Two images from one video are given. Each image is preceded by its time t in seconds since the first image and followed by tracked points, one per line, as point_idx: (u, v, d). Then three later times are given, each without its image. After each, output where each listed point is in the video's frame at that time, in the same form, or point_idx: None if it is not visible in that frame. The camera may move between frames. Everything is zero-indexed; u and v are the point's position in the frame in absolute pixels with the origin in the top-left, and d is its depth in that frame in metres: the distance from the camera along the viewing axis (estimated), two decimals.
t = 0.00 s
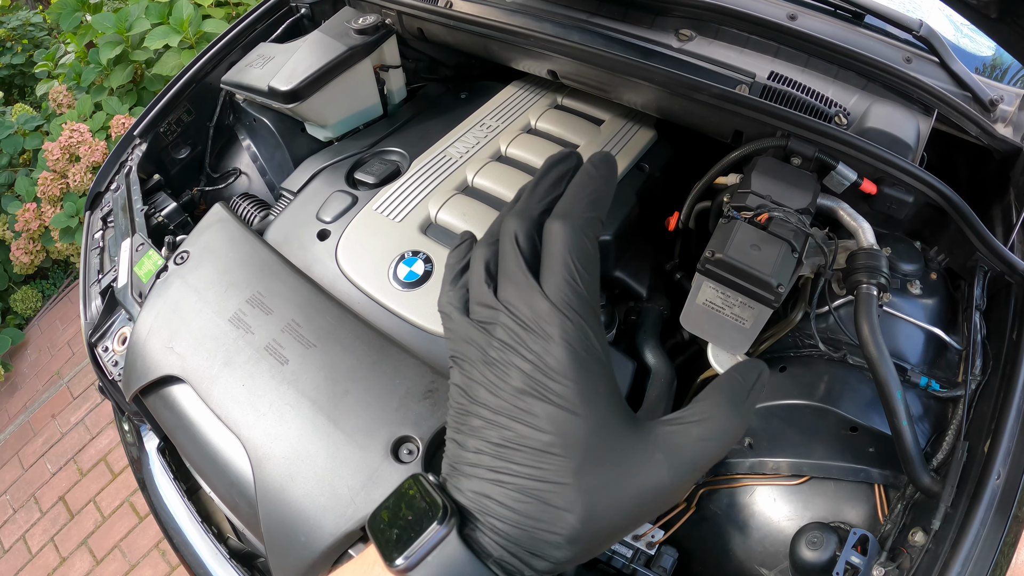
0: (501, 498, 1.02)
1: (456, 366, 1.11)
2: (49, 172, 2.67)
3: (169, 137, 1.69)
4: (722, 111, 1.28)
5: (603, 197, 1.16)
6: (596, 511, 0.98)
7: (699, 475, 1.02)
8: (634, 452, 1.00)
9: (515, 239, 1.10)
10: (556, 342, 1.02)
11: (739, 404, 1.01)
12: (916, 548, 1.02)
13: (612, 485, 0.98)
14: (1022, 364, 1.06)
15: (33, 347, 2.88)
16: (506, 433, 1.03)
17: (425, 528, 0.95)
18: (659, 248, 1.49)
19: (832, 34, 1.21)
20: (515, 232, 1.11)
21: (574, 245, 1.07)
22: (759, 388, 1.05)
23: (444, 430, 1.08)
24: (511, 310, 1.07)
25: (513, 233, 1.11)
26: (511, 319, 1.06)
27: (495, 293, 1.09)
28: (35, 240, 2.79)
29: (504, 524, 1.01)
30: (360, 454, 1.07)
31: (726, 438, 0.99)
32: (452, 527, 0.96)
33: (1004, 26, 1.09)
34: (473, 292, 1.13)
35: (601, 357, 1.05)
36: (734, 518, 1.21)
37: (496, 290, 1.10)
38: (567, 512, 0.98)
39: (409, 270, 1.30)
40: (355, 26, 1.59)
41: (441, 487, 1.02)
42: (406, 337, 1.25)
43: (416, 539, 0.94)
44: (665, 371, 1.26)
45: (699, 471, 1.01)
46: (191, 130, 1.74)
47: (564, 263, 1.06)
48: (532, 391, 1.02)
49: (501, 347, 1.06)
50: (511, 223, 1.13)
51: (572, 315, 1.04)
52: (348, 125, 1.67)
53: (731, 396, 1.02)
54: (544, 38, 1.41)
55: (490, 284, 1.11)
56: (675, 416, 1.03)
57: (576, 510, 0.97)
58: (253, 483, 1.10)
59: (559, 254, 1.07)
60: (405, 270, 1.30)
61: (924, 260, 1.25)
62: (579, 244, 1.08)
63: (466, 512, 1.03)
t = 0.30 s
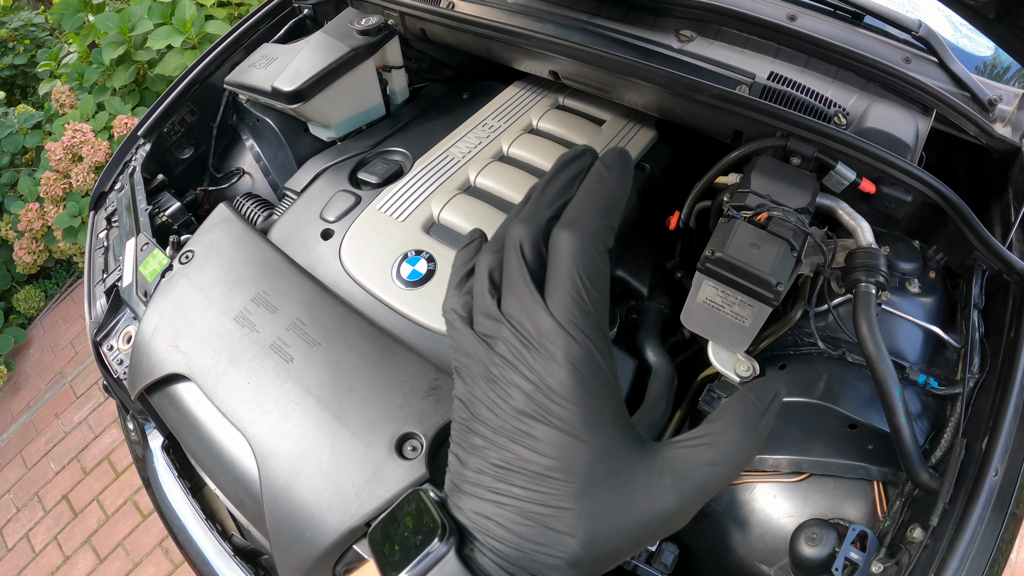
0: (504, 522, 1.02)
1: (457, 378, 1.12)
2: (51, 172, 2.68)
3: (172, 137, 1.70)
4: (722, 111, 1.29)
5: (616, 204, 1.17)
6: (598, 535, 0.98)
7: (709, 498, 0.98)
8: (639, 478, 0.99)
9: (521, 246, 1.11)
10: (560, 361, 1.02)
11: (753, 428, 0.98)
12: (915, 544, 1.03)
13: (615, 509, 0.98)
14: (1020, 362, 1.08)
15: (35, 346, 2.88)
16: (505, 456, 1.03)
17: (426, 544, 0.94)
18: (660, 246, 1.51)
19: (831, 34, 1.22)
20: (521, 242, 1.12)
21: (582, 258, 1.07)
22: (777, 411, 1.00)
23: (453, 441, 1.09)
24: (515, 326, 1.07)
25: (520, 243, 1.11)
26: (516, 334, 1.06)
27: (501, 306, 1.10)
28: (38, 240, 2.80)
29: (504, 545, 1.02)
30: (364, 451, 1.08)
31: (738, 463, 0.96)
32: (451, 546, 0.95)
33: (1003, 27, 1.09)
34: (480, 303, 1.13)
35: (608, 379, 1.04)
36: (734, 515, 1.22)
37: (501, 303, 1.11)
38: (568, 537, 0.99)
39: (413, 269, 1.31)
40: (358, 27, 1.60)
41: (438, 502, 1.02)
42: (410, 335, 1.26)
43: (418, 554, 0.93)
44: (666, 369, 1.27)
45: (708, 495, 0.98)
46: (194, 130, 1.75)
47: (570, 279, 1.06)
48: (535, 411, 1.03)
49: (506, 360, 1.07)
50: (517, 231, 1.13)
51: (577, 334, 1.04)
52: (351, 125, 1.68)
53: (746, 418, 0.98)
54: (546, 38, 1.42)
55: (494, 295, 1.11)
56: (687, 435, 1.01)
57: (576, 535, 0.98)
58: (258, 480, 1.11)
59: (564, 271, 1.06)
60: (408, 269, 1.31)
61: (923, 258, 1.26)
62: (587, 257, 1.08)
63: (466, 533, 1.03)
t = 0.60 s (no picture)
0: (507, 472, 1.02)
1: (474, 361, 1.13)
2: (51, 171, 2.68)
3: (172, 135, 1.70)
4: (725, 108, 1.29)
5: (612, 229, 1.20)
6: (590, 485, 0.99)
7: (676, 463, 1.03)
8: (620, 434, 1.02)
9: (537, 259, 1.15)
10: (564, 342, 1.06)
11: (712, 406, 1.02)
12: (919, 544, 1.02)
13: (602, 462, 1.00)
14: None
15: (36, 345, 2.88)
16: (516, 416, 1.05)
17: (440, 494, 0.94)
18: (662, 244, 1.50)
19: (835, 30, 1.21)
20: (536, 252, 1.16)
21: (586, 271, 1.12)
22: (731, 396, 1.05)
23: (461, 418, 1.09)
24: (525, 313, 1.10)
25: (535, 254, 1.15)
26: (527, 322, 1.10)
27: (515, 304, 1.12)
28: (39, 239, 2.80)
29: (507, 494, 1.02)
30: (365, 450, 1.07)
31: (699, 435, 1.00)
32: (464, 496, 0.95)
33: (1008, 23, 1.07)
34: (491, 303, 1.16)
35: (600, 357, 1.08)
36: (737, 515, 1.21)
37: (516, 299, 1.13)
38: (563, 486, 1.00)
39: (413, 266, 1.30)
40: (358, 24, 1.60)
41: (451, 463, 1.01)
42: (410, 333, 1.25)
43: (430, 507, 0.93)
44: (668, 367, 1.27)
45: (674, 461, 1.02)
46: (195, 128, 1.74)
47: (575, 280, 1.10)
48: (540, 381, 1.06)
49: (516, 347, 1.09)
50: (532, 246, 1.18)
51: (581, 320, 1.08)
52: (352, 123, 1.68)
53: (705, 395, 1.03)
54: (547, 35, 1.42)
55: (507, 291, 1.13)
56: (656, 408, 1.05)
57: (571, 484, 0.99)
58: (258, 479, 1.10)
59: (571, 272, 1.11)
60: (409, 267, 1.30)
61: (927, 256, 1.25)
62: (589, 266, 1.13)
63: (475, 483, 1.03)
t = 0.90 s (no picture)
0: (515, 495, 1.03)
1: (479, 362, 1.13)
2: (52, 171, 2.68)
3: (173, 135, 1.70)
4: (725, 107, 1.29)
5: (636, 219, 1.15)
6: (602, 513, 0.99)
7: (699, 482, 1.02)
8: (641, 459, 1.01)
9: (552, 252, 1.10)
10: (581, 356, 1.03)
11: (741, 421, 1.00)
12: (919, 544, 1.02)
13: (618, 489, 1.00)
14: None
15: (37, 345, 2.89)
16: (523, 436, 1.04)
17: (444, 516, 0.95)
18: (663, 244, 1.50)
19: (835, 30, 1.21)
20: (552, 245, 1.11)
21: (608, 268, 1.07)
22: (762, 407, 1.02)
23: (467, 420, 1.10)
24: (536, 319, 1.07)
25: (551, 245, 1.11)
26: (537, 326, 1.07)
27: (524, 300, 1.09)
28: (40, 239, 2.80)
29: (515, 517, 1.02)
30: (365, 449, 1.07)
31: (726, 454, 0.99)
32: (469, 517, 0.96)
33: (1008, 23, 1.07)
34: (501, 301, 1.13)
35: (620, 369, 1.05)
36: (736, 514, 1.21)
37: (526, 295, 1.10)
38: (574, 512, 1.00)
39: (414, 266, 1.31)
40: (358, 24, 1.60)
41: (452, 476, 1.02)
42: (410, 333, 1.25)
43: (434, 528, 0.93)
44: (669, 367, 1.27)
45: (699, 481, 1.01)
46: (195, 128, 1.75)
47: (594, 285, 1.05)
48: (549, 395, 1.04)
49: (523, 353, 1.07)
50: (546, 235, 1.13)
51: (599, 332, 1.04)
52: (352, 123, 1.68)
53: (733, 413, 1.00)
54: (547, 35, 1.42)
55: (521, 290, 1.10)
56: (681, 426, 1.03)
57: (583, 512, 1.00)
58: (258, 479, 1.11)
59: (589, 276, 1.06)
60: (409, 267, 1.31)
61: (928, 256, 1.25)
62: (611, 267, 1.08)
63: (481, 504, 1.03)
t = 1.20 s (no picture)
0: (512, 468, 1.02)
1: (479, 364, 1.13)
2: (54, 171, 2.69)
3: (175, 135, 1.70)
4: (727, 107, 1.29)
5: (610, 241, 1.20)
6: (589, 481, 1.00)
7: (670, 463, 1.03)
8: (620, 431, 1.02)
9: (541, 266, 1.15)
10: (567, 349, 1.07)
11: (703, 405, 1.03)
12: (920, 543, 1.02)
13: (601, 459, 1.00)
14: None
15: (39, 344, 2.89)
16: (520, 415, 1.05)
17: (447, 488, 0.95)
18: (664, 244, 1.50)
19: (836, 29, 1.21)
20: (540, 261, 1.16)
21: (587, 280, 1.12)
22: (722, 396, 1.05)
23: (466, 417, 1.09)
24: (527, 320, 1.11)
25: (539, 262, 1.16)
26: (529, 327, 1.10)
27: (518, 308, 1.12)
28: (41, 239, 2.81)
29: (511, 488, 1.02)
30: (367, 449, 1.07)
31: (691, 435, 1.00)
32: (471, 489, 0.95)
33: (1010, 22, 1.07)
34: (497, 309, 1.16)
35: (600, 360, 1.09)
36: (738, 513, 1.21)
37: (520, 303, 1.14)
38: (562, 482, 1.00)
39: (415, 266, 1.31)
40: (360, 23, 1.60)
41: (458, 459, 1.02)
42: (412, 333, 1.25)
43: (438, 498, 0.93)
44: (670, 366, 1.27)
45: (668, 461, 1.02)
46: (197, 128, 1.75)
47: (575, 285, 1.11)
48: (543, 385, 1.06)
49: (519, 350, 1.10)
50: (534, 254, 1.18)
51: (581, 325, 1.08)
52: (354, 122, 1.68)
53: (695, 395, 1.03)
54: (549, 34, 1.42)
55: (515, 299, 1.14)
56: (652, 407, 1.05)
57: (570, 480, 1.00)
58: (260, 478, 1.11)
59: (571, 278, 1.11)
60: (411, 267, 1.31)
61: (929, 255, 1.25)
62: (590, 274, 1.13)
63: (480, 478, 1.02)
